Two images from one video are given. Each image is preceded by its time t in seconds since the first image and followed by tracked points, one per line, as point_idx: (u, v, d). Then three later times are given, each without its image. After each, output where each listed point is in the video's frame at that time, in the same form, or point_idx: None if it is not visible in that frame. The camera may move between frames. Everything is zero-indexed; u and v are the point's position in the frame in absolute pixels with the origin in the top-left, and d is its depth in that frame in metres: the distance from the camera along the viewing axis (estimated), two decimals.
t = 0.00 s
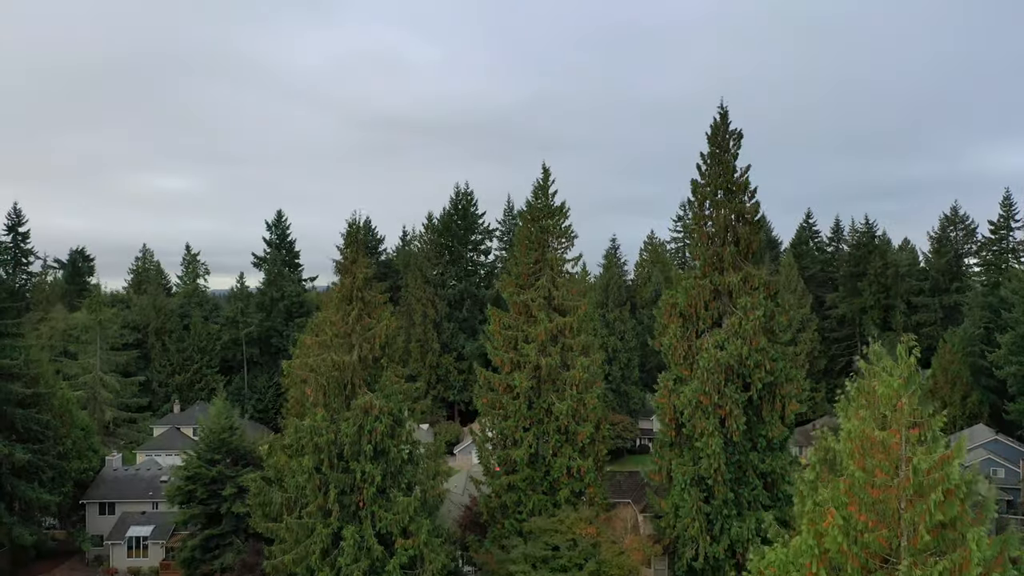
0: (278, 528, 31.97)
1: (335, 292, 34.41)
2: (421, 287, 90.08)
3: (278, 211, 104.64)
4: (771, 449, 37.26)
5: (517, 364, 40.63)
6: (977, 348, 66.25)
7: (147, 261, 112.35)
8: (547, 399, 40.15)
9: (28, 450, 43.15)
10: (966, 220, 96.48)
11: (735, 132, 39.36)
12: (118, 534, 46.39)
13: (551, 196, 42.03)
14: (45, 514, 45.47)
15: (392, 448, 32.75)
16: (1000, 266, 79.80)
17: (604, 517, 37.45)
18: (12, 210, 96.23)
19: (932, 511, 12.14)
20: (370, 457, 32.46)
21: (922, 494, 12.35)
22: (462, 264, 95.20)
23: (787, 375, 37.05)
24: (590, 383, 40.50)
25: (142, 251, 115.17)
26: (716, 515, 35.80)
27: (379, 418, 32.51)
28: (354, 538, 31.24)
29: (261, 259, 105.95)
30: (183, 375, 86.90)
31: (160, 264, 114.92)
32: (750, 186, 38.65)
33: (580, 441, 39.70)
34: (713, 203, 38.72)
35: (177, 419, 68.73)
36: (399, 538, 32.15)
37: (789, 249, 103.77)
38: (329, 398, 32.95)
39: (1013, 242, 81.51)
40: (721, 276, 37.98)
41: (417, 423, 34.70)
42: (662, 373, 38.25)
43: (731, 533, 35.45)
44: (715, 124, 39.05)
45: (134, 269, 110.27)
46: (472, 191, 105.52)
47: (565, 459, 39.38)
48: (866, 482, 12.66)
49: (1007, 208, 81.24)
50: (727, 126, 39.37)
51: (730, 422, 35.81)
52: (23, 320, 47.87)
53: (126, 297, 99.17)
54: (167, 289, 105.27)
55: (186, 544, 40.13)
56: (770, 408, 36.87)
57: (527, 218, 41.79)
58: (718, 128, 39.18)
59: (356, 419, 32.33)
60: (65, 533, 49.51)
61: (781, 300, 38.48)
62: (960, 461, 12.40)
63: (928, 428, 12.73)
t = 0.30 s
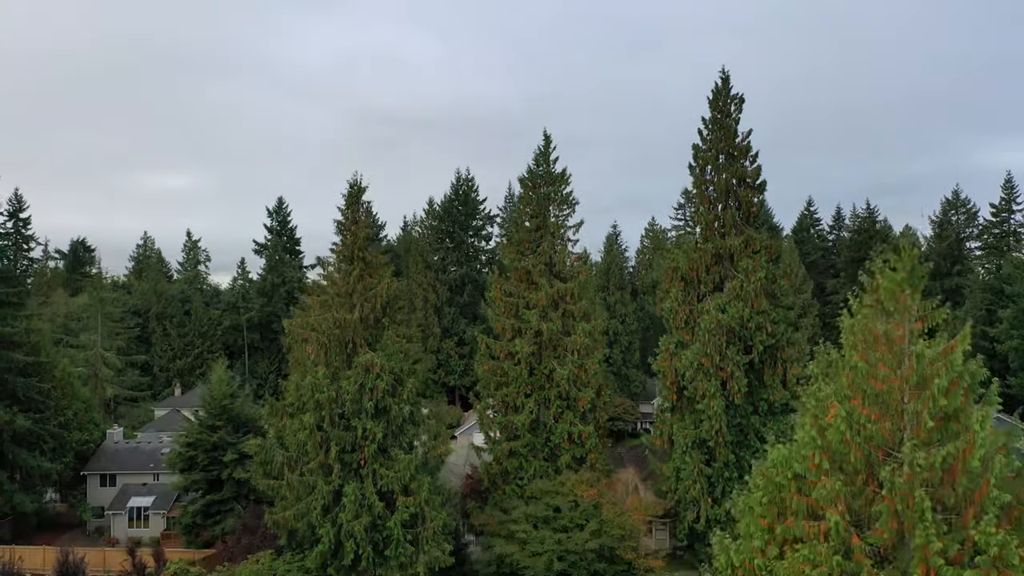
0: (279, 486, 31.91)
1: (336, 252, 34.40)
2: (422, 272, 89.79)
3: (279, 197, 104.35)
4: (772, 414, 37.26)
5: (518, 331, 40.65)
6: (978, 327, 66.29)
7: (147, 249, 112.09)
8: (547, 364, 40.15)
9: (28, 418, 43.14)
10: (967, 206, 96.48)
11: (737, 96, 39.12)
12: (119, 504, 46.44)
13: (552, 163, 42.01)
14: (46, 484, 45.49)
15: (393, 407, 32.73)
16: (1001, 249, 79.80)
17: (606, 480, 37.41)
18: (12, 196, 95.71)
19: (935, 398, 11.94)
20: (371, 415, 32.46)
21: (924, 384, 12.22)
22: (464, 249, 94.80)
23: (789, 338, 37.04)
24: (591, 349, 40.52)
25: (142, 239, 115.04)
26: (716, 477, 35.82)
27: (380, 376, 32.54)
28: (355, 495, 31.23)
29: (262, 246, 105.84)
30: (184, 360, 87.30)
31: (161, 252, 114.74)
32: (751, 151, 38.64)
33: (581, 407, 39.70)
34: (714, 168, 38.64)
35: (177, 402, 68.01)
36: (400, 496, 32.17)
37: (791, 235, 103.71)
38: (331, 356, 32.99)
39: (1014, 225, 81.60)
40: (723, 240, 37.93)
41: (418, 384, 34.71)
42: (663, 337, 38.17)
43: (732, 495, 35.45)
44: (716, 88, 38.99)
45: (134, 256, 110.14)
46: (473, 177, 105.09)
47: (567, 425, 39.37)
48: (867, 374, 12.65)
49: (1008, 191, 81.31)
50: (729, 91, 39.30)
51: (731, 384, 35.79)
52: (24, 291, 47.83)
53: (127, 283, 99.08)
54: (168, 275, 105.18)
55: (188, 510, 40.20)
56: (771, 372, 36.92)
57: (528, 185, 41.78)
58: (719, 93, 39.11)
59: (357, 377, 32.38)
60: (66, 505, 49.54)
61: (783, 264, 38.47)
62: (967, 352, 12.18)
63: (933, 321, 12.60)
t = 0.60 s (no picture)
0: (279, 445, 31.97)
1: (337, 214, 34.42)
2: (423, 258, 89.03)
3: (279, 185, 103.84)
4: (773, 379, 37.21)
5: (518, 298, 40.67)
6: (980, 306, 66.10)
7: (148, 237, 112.04)
8: (548, 331, 40.15)
9: (29, 388, 43.16)
10: (969, 191, 96.21)
11: (737, 62, 39.17)
12: (120, 476, 46.59)
13: (553, 131, 41.98)
14: (46, 455, 45.51)
15: (393, 367, 32.68)
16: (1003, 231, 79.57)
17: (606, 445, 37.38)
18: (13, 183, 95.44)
19: (936, 289, 11.91)
20: (371, 374, 32.44)
21: (924, 277, 12.17)
22: (465, 234, 94.69)
23: (789, 303, 37.03)
24: (592, 317, 40.51)
25: (142, 228, 114.93)
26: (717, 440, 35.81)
27: (380, 335, 32.60)
28: (356, 453, 31.22)
29: (263, 233, 105.74)
30: (185, 346, 87.17)
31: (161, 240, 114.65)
32: (752, 116, 38.63)
33: (582, 374, 39.67)
34: (715, 133, 38.61)
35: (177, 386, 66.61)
36: (401, 455, 32.19)
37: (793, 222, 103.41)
38: (331, 316, 33.00)
39: (1016, 208, 81.34)
40: (723, 205, 37.90)
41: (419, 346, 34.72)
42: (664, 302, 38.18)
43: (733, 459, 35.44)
44: (716, 54, 38.95)
45: (134, 244, 110.04)
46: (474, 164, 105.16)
47: (567, 391, 39.34)
48: (866, 268, 12.55)
49: (1010, 174, 81.11)
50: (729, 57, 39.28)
51: (732, 348, 35.81)
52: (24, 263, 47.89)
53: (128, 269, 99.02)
54: (168, 262, 105.12)
55: (188, 477, 40.20)
56: (772, 336, 36.96)
57: (528, 153, 41.77)
58: (720, 59, 39.10)
59: (358, 336, 32.39)
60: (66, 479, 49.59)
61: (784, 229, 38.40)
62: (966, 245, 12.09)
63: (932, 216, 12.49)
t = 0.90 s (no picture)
0: (280, 404, 32.05)
1: (337, 177, 34.54)
2: (424, 244, 88.97)
3: (280, 173, 103.77)
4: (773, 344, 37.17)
5: (518, 267, 40.79)
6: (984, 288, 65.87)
7: (149, 226, 112.02)
8: (548, 300, 40.24)
9: (29, 358, 43.29)
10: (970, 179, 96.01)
11: (737, 30, 39.22)
12: (120, 449, 46.86)
13: (552, 101, 42.11)
14: (47, 428, 45.61)
15: (394, 327, 32.72)
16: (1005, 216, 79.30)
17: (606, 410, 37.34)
18: (13, 170, 95.56)
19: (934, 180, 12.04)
20: (371, 335, 32.53)
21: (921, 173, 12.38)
22: (466, 221, 94.46)
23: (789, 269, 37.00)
24: (592, 285, 40.60)
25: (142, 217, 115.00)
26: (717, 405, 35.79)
27: (380, 297, 32.70)
28: (356, 413, 31.28)
29: (263, 222, 105.74)
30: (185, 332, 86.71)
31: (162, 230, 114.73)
32: (751, 84, 38.67)
33: (582, 342, 39.68)
34: (715, 100, 38.68)
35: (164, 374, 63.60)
36: (401, 416, 32.24)
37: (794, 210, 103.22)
38: (331, 278, 33.16)
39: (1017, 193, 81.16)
40: (723, 172, 37.95)
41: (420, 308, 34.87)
42: (663, 268, 38.37)
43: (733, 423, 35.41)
44: (716, 22, 39.00)
45: (135, 233, 110.08)
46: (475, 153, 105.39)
47: (567, 360, 39.35)
48: (864, 167, 12.82)
49: (1010, 159, 81.02)
50: (729, 25, 39.33)
51: (732, 312, 35.74)
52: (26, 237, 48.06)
53: (128, 257, 99.06)
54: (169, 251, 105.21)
55: (188, 445, 40.24)
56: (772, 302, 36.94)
57: (528, 123, 41.89)
58: (720, 27, 39.17)
59: (358, 297, 32.50)
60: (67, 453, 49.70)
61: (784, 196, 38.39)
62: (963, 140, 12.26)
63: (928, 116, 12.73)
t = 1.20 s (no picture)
0: (280, 365, 32.12)
1: (337, 141, 34.62)
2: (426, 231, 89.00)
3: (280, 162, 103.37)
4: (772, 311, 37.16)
5: (518, 237, 40.83)
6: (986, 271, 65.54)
7: (149, 216, 111.98)
8: (547, 269, 40.34)
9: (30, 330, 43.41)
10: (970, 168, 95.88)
11: None
12: (120, 422, 47.36)
13: (552, 72, 42.21)
14: (47, 401, 45.70)
15: (394, 289, 32.75)
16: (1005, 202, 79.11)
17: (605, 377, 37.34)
18: (14, 158, 95.65)
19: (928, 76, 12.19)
20: (371, 296, 32.60)
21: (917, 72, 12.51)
22: (464, 209, 93.56)
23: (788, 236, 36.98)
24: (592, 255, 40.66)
25: (140, 207, 114.86)
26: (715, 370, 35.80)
27: (380, 258, 32.79)
28: (355, 373, 31.34)
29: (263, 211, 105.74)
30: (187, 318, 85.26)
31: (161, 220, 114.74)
32: (750, 52, 38.68)
33: (581, 311, 39.73)
34: (714, 68, 38.73)
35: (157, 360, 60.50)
36: (400, 377, 32.31)
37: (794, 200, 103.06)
38: (330, 241, 33.46)
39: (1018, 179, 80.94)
40: (722, 139, 38.00)
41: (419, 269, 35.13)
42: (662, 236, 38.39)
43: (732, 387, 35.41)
44: None
45: (134, 222, 109.98)
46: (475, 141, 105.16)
47: (566, 328, 39.41)
48: (860, 68, 12.99)
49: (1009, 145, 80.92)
50: None
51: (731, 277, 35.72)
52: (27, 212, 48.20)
53: (128, 245, 99.07)
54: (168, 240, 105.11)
55: (188, 414, 40.31)
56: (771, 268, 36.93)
57: (527, 94, 41.99)
58: None
59: (358, 259, 32.58)
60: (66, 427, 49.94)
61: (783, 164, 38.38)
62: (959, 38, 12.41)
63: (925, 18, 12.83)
